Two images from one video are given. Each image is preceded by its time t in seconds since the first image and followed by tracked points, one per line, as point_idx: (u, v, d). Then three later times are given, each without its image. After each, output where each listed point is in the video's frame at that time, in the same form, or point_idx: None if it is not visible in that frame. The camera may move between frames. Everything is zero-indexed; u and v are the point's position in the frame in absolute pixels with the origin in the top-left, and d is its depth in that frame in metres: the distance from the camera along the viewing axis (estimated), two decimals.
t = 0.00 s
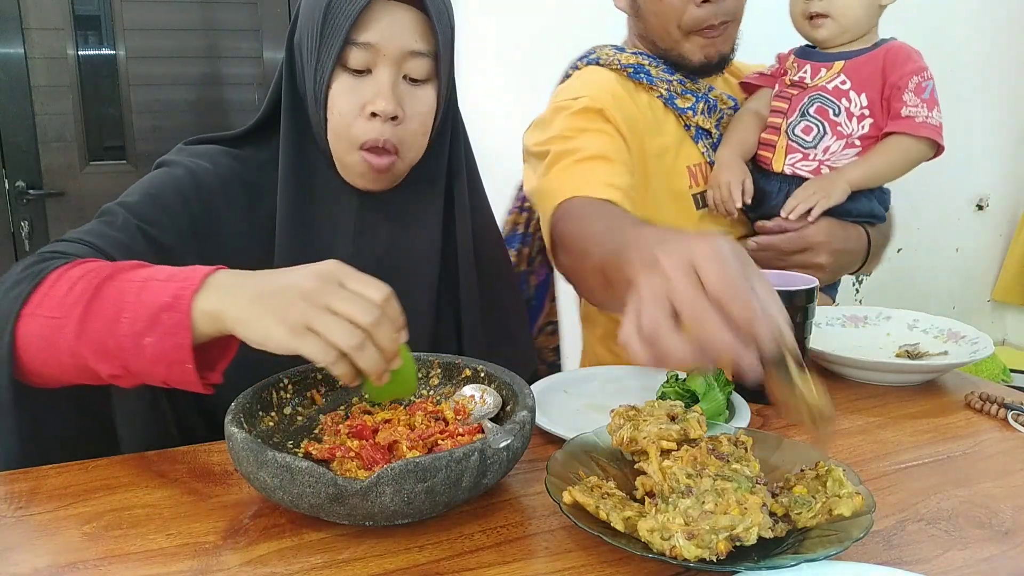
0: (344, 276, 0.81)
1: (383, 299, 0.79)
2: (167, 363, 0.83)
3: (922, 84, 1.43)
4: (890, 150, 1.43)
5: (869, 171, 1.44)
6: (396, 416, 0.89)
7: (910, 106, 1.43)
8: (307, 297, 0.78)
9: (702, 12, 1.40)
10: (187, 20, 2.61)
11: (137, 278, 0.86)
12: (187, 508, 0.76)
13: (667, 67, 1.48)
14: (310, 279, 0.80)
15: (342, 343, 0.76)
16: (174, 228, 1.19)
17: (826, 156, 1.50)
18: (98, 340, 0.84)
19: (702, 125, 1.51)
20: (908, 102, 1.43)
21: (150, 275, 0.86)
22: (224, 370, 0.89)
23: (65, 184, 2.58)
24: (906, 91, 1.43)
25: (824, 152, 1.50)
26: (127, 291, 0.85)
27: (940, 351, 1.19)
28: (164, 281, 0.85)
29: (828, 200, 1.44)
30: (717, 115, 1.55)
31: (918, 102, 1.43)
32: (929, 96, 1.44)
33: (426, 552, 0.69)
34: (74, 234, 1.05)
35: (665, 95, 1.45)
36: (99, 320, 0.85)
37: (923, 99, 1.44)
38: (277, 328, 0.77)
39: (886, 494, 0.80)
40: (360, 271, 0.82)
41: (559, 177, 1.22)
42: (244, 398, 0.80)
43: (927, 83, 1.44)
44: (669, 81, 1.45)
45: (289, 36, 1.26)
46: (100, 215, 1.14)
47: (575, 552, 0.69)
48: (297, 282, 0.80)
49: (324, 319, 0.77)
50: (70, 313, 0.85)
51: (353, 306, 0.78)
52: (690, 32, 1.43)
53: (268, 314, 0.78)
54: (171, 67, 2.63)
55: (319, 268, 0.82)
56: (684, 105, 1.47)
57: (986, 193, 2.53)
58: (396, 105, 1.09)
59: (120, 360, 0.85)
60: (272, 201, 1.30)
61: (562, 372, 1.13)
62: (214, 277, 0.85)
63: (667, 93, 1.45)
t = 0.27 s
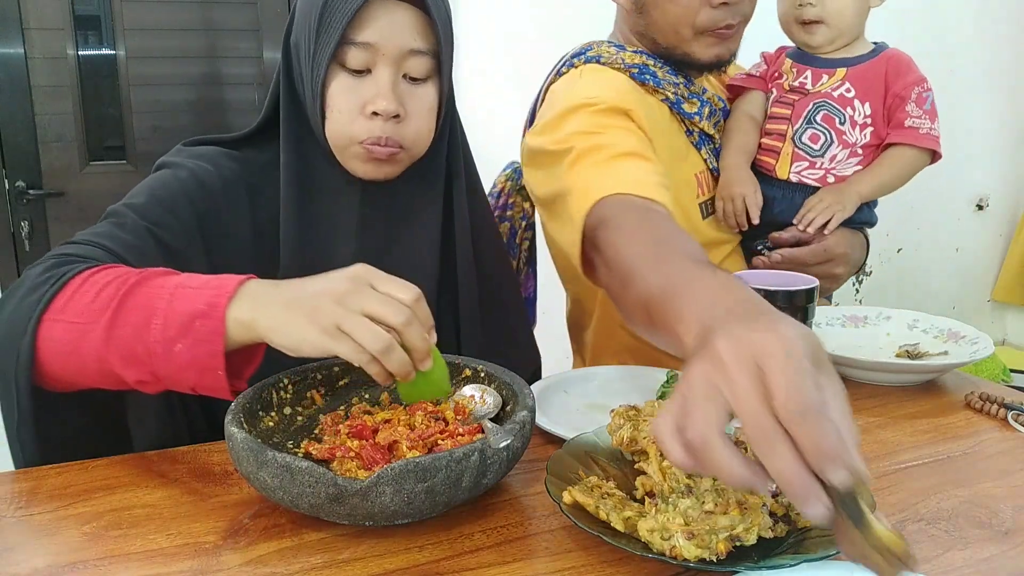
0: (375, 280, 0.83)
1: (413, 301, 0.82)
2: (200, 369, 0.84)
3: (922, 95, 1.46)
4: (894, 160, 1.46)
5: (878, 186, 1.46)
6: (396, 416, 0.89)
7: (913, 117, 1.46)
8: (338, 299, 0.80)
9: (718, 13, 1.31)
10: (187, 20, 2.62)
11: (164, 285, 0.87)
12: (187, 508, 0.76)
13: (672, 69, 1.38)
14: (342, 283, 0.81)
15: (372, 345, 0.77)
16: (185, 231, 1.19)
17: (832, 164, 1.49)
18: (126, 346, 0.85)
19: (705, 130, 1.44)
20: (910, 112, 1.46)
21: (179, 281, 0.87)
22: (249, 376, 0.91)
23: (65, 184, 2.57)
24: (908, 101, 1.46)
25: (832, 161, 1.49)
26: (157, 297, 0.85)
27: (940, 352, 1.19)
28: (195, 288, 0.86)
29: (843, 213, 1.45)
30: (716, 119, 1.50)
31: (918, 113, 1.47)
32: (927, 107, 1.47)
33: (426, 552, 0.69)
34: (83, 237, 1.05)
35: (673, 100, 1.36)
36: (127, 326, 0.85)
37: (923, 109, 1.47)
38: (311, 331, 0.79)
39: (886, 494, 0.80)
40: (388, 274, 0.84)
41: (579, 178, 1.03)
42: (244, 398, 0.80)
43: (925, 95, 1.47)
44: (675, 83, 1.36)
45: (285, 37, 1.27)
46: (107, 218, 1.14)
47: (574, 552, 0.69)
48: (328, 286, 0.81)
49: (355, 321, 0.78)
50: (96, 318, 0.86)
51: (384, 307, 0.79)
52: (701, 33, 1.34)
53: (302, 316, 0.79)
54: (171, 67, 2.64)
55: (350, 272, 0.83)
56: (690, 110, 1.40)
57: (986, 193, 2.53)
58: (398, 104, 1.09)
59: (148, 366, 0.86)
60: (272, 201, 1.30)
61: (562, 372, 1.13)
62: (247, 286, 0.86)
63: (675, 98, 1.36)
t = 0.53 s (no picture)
0: (374, 276, 0.84)
1: (411, 301, 0.83)
2: (191, 360, 0.84)
3: (919, 93, 1.47)
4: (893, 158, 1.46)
5: (880, 185, 1.45)
6: (396, 416, 0.89)
7: (911, 116, 1.47)
8: (337, 295, 0.81)
9: (728, 17, 1.33)
10: (186, 19, 2.62)
11: (156, 277, 0.87)
12: (187, 508, 0.76)
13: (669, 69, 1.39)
14: (343, 277, 0.82)
15: (368, 341, 0.78)
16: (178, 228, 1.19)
17: (830, 164, 1.49)
18: (117, 341, 0.85)
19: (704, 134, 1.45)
20: (908, 111, 1.48)
21: (168, 273, 0.87)
22: (244, 367, 0.90)
23: (65, 184, 2.57)
24: (906, 99, 1.47)
25: (830, 162, 1.49)
26: (147, 290, 0.86)
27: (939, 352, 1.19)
28: (185, 279, 0.86)
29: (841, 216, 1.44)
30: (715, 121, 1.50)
31: (916, 111, 1.48)
32: (924, 105, 1.49)
33: (426, 552, 0.69)
34: (80, 236, 1.05)
35: (673, 102, 1.38)
36: (120, 320, 0.85)
37: (920, 108, 1.48)
38: (307, 322, 0.79)
39: (886, 494, 0.80)
40: (388, 270, 0.85)
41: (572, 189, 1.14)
42: (244, 398, 0.80)
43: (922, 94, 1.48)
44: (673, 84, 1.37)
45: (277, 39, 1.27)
46: (104, 219, 1.13)
47: (574, 552, 0.69)
48: (328, 280, 0.82)
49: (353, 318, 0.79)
50: (89, 315, 0.86)
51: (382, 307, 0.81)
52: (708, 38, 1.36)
53: (298, 308, 0.80)
54: (171, 67, 2.64)
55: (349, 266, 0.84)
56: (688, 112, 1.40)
57: (986, 193, 2.53)
58: (390, 102, 1.09)
59: (140, 360, 0.86)
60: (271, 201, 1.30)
61: (562, 372, 1.13)
62: (236, 274, 0.86)
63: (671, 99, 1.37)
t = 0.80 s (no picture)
0: (390, 277, 0.84)
1: (427, 300, 0.83)
2: (205, 358, 0.84)
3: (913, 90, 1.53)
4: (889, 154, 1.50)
5: (874, 183, 1.48)
6: (396, 416, 0.89)
7: (904, 113, 1.52)
8: (354, 292, 0.80)
9: (718, 20, 1.31)
10: (186, 19, 2.62)
11: (169, 276, 0.87)
12: (188, 508, 0.76)
13: (666, 66, 1.39)
14: (359, 276, 0.82)
15: (387, 337, 0.77)
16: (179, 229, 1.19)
17: (825, 162, 1.51)
18: (128, 339, 0.85)
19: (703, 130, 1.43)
20: (903, 109, 1.52)
21: (185, 272, 0.87)
22: (254, 365, 0.91)
23: (65, 183, 2.57)
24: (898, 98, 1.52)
25: (823, 159, 1.51)
26: (161, 288, 0.86)
27: (940, 351, 1.19)
28: (200, 277, 0.86)
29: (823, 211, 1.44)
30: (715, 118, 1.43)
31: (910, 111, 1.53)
32: (919, 104, 1.54)
33: (427, 552, 0.69)
34: (80, 236, 1.05)
35: (663, 97, 1.37)
36: (131, 320, 0.85)
37: (914, 107, 1.53)
38: (325, 318, 0.79)
39: (886, 494, 0.80)
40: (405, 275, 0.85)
41: (559, 185, 1.19)
42: (244, 398, 0.80)
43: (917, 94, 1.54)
44: (666, 80, 1.38)
45: (270, 39, 1.26)
46: (104, 218, 1.13)
47: (575, 552, 0.69)
48: (344, 279, 0.82)
49: (371, 313, 0.79)
50: (99, 313, 0.86)
51: (399, 302, 0.80)
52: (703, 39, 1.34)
53: (316, 304, 0.80)
54: (171, 67, 2.64)
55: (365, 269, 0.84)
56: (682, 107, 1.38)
57: (986, 193, 2.53)
58: (384, 103, 1.10)
59: (154, 357, 0.86)
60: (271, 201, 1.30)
61: (562, 372, 1.13)
62: (253, 274, 0.86)
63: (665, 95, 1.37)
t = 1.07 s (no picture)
0: (378, 283, 0.85)
1: (413, 306, 0.84)
2: (192, 363, 0.83)
3: (928, 86, 1.44)
4: (895, 154, 1.48)
5: (876, 177, 1.51)
6: (396, 416, 0.89)
7: (916, 110, 1.44)
8: (340, 297, 0.81)
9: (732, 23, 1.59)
10: (186, 19, 2.61)
11: (162, 281, 0.87)
12: (188, 508, 0.76)
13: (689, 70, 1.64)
14: (344, 280, 0.83)
15: (372, 339, 0.78)
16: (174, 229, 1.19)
17: (834, 158, 1.53)
18: (119, 344, 0.85)
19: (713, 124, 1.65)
20: (914, 105, 1.45)
21: (175, 277, 0.87)
22: (244, 375, 0.89)
23: (66, 184, 2.58)
24: (912, 94, 1.44)
25: (834, 156, 1.53)
26: (151, 293, 0.85)
27: (940, 351, 1.19)
28: (189, 282, 0.86)
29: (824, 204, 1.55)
30: (738, 116, 1.67)
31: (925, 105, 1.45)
32: (936, 97, 1.45)
33: (427, 552, 0.69)
34: (77, 237, 1.05)
35: (680, 98, 1.64)
36: (121, 325, 0.85)
37: (930, 101, 1.45)
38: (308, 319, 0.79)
39: (886, 494, 0.80)
40: (392, 277, 0.87)
41: (565, 198, 1.55)
42: (244, 398, 0.80)
43: (935, 85, 1.45)
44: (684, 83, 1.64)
45: (273, 38, 1.26)
46: (101, 218, 1.13)
47: (575, 552, 0.69)
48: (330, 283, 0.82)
49: (354, 315, 0.79)
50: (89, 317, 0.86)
51: (384, 308, 0.81)
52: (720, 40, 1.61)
53: (302, 309, 0.80)
54: (171, 67, 2.64)
55: (351, 274, 0.85)
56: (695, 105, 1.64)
57: (986, 193, 2.53)
58: (388, 104, 1.09)
59: (142, 363, 0.85)
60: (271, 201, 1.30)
61: (562, 372, 1.13)
62: (245, 281, 0.86)
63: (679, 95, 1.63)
